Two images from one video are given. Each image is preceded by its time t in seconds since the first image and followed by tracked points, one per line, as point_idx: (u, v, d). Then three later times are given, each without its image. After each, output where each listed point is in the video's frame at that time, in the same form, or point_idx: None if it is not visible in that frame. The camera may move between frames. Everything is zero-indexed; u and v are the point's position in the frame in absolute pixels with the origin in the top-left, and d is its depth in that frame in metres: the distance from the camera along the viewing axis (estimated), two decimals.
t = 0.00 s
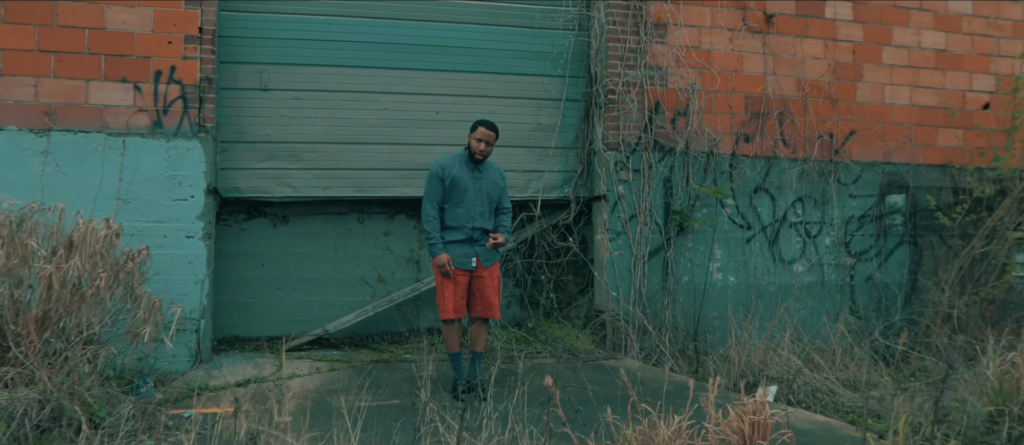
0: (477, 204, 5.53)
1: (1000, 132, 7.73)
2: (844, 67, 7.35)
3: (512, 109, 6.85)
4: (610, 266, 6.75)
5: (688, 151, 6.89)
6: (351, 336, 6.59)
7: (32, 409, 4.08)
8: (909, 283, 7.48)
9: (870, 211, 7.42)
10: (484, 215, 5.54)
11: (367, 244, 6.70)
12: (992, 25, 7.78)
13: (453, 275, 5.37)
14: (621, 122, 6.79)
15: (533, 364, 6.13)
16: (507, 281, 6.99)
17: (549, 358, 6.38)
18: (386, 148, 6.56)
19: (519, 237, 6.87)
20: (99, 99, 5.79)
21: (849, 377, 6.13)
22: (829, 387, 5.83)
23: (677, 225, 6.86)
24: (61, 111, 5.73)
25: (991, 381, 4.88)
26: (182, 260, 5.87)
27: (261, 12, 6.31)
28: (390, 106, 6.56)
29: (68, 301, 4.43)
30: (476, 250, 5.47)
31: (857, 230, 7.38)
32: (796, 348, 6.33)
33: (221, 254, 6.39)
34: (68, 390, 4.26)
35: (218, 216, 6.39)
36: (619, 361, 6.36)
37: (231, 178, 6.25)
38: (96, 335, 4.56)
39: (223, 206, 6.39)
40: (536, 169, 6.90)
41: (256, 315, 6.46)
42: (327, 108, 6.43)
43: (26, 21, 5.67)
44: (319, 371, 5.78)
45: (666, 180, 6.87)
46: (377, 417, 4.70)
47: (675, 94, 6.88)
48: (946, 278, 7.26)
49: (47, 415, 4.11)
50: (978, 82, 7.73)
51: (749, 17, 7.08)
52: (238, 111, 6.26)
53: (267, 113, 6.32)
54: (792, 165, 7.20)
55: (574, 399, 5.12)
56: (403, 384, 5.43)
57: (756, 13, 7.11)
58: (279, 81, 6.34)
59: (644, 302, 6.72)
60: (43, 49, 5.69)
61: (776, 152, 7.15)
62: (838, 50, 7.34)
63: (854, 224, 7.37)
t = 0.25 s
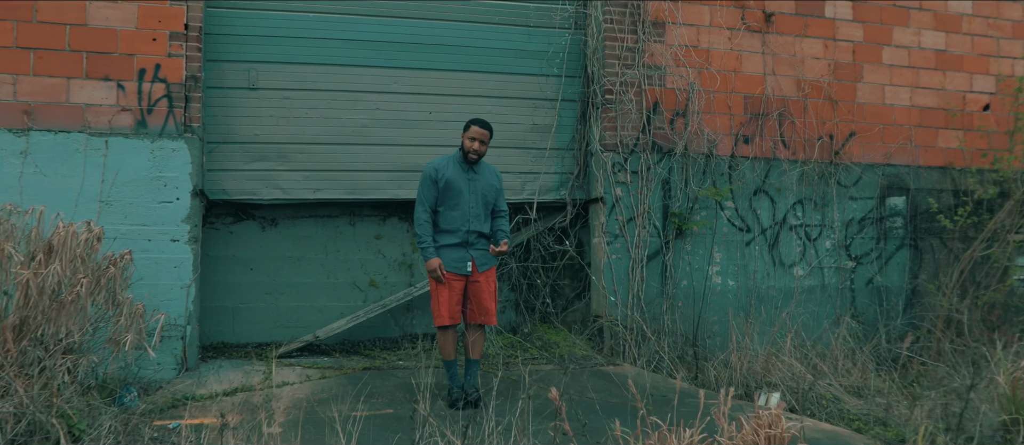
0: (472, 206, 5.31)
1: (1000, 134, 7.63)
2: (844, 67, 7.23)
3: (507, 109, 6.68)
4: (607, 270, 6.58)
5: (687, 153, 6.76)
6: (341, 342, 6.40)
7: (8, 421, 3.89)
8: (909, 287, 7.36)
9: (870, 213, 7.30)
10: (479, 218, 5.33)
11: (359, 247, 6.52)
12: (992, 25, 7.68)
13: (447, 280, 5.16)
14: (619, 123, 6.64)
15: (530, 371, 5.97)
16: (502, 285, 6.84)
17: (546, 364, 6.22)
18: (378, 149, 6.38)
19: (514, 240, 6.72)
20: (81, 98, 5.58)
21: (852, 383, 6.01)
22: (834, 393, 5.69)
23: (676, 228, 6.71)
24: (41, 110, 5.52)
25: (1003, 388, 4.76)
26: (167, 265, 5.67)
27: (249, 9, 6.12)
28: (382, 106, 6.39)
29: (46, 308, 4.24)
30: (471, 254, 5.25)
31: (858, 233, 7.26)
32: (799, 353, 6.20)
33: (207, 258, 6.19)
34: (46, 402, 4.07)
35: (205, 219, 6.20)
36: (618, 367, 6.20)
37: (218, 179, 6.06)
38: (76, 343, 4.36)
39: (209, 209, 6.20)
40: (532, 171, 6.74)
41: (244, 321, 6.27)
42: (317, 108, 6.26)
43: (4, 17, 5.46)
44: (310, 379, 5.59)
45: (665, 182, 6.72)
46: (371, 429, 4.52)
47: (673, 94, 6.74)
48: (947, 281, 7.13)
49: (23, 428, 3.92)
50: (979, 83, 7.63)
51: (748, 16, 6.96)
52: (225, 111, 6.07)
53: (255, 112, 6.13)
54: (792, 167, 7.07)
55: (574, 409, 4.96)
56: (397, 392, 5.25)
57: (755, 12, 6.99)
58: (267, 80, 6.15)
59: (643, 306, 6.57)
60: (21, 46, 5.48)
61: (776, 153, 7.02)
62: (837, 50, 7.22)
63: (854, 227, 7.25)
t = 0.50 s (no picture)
0: (468, 210, 5.13)
1: (1001, 137, 7.53)
2: (844, 68, 7.12)
3: (502, 111, 6.53)
4: (606, 275, 6.41)
5: (686, 156, 6.62)
6: (333, 349, 6.23)
7: None
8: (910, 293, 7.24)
9: (870, 217, 7.18)
10: (476, 222, 5.15)
11: (350, 252, 6.35)
12: (992, 27, 7.59)
13: (443, 286, 4.97)
14: (617, 125, 6.50)
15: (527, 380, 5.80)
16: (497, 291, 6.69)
17: (543, 372, 6.07)
18: (370, 151, 6.21)
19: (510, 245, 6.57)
20: (63, 97, 5.39)
21: (857, 391, 5.88)
22: (839, 402, 5.57)
23: (675, 232, 6.57)
24: (21, 109, 5.33)
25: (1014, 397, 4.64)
26: (152, 270, 5.49)
27: (238, 7, 5.95)
28: (374, 107, 6.22)
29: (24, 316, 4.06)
30: (467, 259, 5.07)
31: (858, 237, 7.14)
32: (802, 360, 6.06)
33: (194, 263, 6.01)
34: (23, 415, 3.88)
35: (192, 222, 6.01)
36: (616, 375, 6.05)
37: (205, 182, 5.88)
38: (55, 353, 4.18)
39: (196, 212, 6.02)
40: (527, 174, 6.59)
41: (232, 328, 6.09)
42: (308, 109, 6.09)
43: None
44: (301, 388, 5.41)
45: (664, 185, 6.58)
46: (365, 441, 4.35)
47: (672, 96, 6.61)
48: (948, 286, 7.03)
49: None
50: (979, 85, 7.52)
51: (748, 17, 6.84)
52: (213, 112, 5.90)
53: (244, 113, 5.96)
54: (792, 170, 6.95)
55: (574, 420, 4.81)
56: (391, 403, 5.08)
57: (754, 13, 6.87)
58: (256, 80, 5.98)
59: (641, 313, 6.43)
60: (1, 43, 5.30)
61: (776, 156, 6.90)
62: (838, 51, 7.11)
63: (855, 231, 7.13)
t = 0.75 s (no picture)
0: (465, 214, 4.96)
1: (1005, 140, 7.42)
2: (846, 70, 7.00)
3: (499, 113, 6.38)
4: (605, 282, 6.25)
5: (687, 159, 6.48)
6: (324, 358, 6.05)
7: None
8: (913, 299, 7.12)
9: (873, 222, 7.06)
10: (472, 227, 4.97)
11: (342, 258, 6.17)
12: (994, 29, 7.49)
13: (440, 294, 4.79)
14: (616, 127, 6.35)
15: (525, 390, 5.64)
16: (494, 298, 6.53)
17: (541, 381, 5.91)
18: (363, 154, 6.04)
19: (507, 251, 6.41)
20: (45, 97, 5.20)
21: (862, 400, 5.75)
22: (845, 412, 5.43)
23: (675, 238, 6.43)
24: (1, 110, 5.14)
25: None
26: (137, 277, 5.29)
27: (227, 5, 5.78)
28: (367, 109, 6.05)
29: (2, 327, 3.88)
30: (465, 266, 4.90)
31: (860, 242, 7.01)
32: (805, 369, 5.93)
33: (181, 269, 5.82)
34: None
35: (179, 227, 5.83)
36: (616, 384, 5.90)
37: (193, 185, 5.70)
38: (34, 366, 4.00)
39: (184, 217, 5.84)
40: (524, 178, 6.43)
41: (220, 336, 5.90)
42: (299, 110, 5.91)
43: None
44: (292, 399, 5.23)
45: (664, 189, 6.44)
46: None
47: (672, 98, 6.47)
48: (952, 293, 6.91)
49: None
50: (981, 88, 7.42)
51: (749, 17, 6.71)
52: (200, 113, 5.72)
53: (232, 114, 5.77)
54: (793, 174, 6.82)
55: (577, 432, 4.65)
56: (386, 414, 4.91)
57: (755, 13, 6.74)
58: (246, 80, 5.80)
59: (641, 320, 6.28)
60: None
61: (777, 160, 6.77)
62: (839, 53, 6.99)
63: (857, 236, 7.00)
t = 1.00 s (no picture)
0: (462, 219, 4.80)
1: (1009, 145, 7.32)
2: (849, 74, 6.89)
3: (496, 116, 6.23)
4: (606, 289, 6.10)
5: (688, 164, 6.35)
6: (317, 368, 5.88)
7: None
8: (918, 306, 6.99)
9: (876, 228, 6.94)
10: (470, 233, 4.81)
11: (336, 265, 6.01)
12: (996, 32, 7.40)
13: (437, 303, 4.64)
14: (617, 131, 6.21)
15: (524, 401, 5.48)
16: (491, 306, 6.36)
17: (541, 392, 5.76)
18: (357, 158, 5.88)
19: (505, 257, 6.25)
20: (28, 99, 5.02)
21: (869, 410, 5.62)
22: (853, 423, 5.30)
23: (677, 244, 6.29)
24: None
25: None
26: (124, 285, 5.12)
27: (218, 5, 5.62)
28: (362, 112, 5.89)
29: None
30: (463, 274, 4.74)
31: (864, 248, 6.89)
32: (810, 378, 5.80)
33: (170, 277, 5.65)
34: None
35: (167, 233, 5.66)
36: (618, 394, 5.75)
37: (182, 190, 5.53)
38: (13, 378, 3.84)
39: (172, 223, 5.67)
40: (522, 183, 6.29)
41: (210, 346, 5.73)
42: (291, 113, 5.75)
43: None
44: (284, 411, 5.06)
45: (665, 194, 6.30)
46: None
47: (673, 102, 6.34)
48: (956, 299, 6.78)
49: None
50: (985, 92, 7.32)
51: (751, 20, 6.59)
52: (190, 116, 5.55)
53: (223, 117, 5.61)
54: (796, 179, 6.70)
55: None
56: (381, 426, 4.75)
57: (757, 15, 6.62)
58: (237, 82, 5.64)
59: (643, 328, 6.13)
60: None
61: (780, 164, 6.65)
62: (842, 56, 6.88)
63: (860, 242, 6.88)
